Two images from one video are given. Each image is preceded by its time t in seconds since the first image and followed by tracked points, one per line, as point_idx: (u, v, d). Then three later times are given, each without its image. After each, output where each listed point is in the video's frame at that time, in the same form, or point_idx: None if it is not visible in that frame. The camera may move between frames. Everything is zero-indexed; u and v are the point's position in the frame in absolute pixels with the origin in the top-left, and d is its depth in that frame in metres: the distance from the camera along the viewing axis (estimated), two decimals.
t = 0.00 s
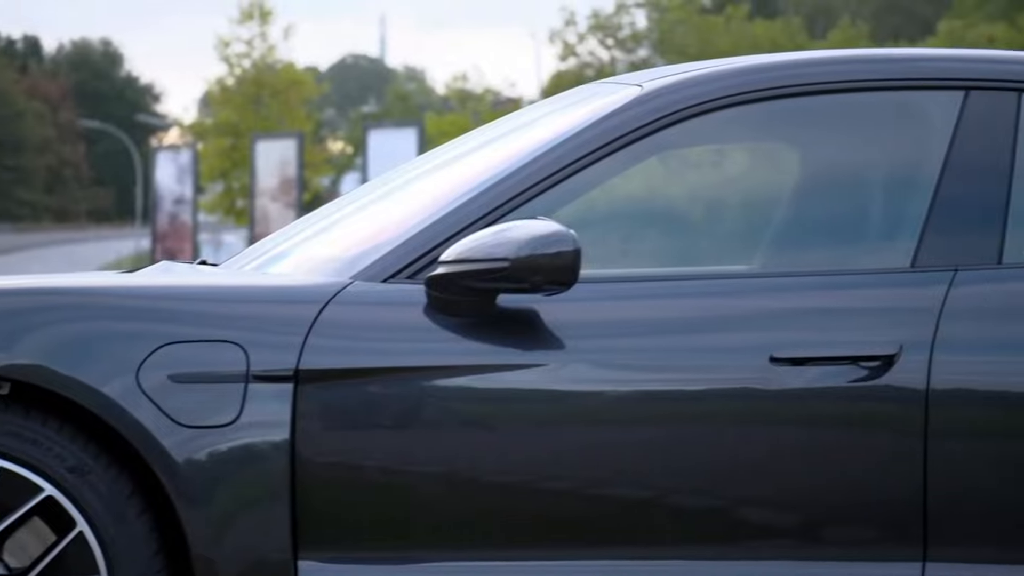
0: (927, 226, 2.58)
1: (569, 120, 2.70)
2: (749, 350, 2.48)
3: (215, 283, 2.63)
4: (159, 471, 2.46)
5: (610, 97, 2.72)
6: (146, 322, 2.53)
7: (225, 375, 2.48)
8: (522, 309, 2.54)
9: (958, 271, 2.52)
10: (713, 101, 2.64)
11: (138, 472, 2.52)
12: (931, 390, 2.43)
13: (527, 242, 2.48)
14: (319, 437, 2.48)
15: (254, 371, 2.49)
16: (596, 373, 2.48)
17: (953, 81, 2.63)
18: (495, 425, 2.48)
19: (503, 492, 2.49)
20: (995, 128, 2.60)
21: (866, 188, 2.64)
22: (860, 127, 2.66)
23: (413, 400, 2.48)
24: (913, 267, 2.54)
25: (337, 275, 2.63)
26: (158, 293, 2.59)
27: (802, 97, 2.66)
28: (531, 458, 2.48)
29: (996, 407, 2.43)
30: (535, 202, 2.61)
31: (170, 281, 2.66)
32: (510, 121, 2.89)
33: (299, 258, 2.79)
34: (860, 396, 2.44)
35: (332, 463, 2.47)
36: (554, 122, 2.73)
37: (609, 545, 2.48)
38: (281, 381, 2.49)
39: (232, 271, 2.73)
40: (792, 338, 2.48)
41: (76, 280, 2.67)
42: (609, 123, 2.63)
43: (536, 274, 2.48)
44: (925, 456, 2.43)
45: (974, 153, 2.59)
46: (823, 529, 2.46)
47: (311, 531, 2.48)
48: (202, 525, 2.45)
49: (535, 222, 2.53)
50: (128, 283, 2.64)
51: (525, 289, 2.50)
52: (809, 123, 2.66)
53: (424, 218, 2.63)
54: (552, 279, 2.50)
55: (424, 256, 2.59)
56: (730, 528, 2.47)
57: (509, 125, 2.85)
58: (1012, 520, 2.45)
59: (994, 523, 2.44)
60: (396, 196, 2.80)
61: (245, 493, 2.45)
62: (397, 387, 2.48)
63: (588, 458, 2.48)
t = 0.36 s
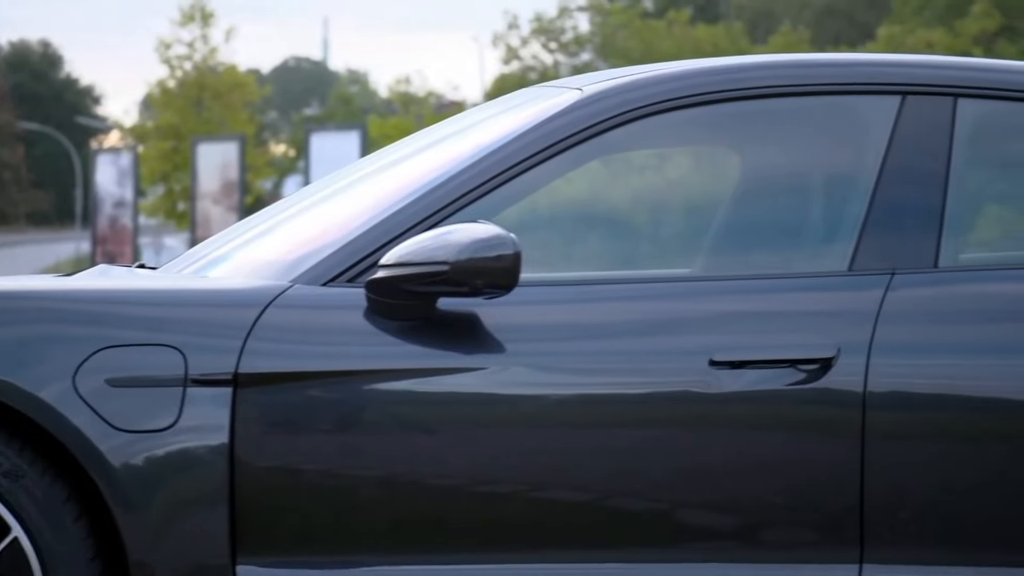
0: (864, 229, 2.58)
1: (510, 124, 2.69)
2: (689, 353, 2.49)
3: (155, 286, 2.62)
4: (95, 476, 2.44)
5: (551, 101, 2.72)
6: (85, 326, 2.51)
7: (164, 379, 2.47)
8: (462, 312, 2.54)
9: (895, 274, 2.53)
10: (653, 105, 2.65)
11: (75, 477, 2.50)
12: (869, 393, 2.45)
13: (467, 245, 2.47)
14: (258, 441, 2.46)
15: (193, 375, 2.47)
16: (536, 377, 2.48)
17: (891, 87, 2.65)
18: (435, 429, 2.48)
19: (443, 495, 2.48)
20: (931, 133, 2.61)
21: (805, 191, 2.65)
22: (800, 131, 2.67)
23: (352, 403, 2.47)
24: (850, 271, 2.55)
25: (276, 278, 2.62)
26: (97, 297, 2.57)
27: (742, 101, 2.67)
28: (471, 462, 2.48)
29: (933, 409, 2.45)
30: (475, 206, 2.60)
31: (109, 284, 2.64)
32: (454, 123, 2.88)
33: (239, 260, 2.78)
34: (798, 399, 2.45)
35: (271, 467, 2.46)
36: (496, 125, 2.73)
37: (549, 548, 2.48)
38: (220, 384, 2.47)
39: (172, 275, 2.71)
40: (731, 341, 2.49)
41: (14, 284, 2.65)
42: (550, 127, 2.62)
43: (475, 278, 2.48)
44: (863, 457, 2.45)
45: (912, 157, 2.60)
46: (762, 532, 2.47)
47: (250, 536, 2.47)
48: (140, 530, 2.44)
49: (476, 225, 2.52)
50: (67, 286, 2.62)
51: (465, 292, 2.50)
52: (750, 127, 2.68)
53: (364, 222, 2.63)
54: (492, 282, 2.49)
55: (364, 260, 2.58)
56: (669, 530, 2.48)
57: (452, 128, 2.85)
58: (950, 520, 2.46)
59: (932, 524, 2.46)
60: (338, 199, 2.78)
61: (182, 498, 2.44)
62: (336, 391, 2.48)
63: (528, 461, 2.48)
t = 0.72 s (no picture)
0: (801, 232, 2.59)
1: (450, 126, 2.69)
2: (626, 355, 2.49)
3: (92, 289, 2.60)
4: (29, 481, 2.42)
5: (490, 103, 2.71)
6: (20, 329, 2.49)
7: (99, 382, 2.46)
8: (400, 314, 2.54)
9: (831, 277, 2.54)
10: (592, 107, 2.65)
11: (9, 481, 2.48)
12: (805, 394, 2.46)
13: (405, 248, 2.47)
14: (195, 445, 2.45)
15: (129, 378, 2.46)
16: (474, 379, 2.48)
17: (828, 90, 2.65)
18: (374, 431, 2.47)
19: (382, 498, 2.48)
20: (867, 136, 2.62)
21: (742, 193, 2.66)
22: (738, 134, 2.68)
23: (290, 406, 2.46)
24: (786, 273, 2.56)
25: (214, 280, 2.61)
26: (33, 299, 2.55)
27: (682, 104, 2.68)
28: (410, 465, 2.47)
29: (868, 411, 2.45)
30: (414, 208, 2.59)
31: (46, 287, 2.62)
32: (395, 125, 2.87)
33: (178, 262, 2.76)
34: (734, 400, 2.46)
35: (208, 471, 2.45)
36: (435, 126, 2.72)
37: (488, 550, 2.48)
38: (156, 388, 2.46)
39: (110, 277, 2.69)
40: (668, 343, 2.49)
41: None
42: (488, 129, 2.61)
43: (414, 280, 2.48)
44: (799, 458, 2.46)
45: (847, 160, 2.61)
46: (700, 533, 2.48)
47: (187, 540, 2.46)
48: (74, 535, 2.42)
49: (414, 227, 2.52)
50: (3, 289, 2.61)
51: (403, 294, 2.50)
52: (691, 129, 2.69)
53: (302, 224, 2.61)
54: (430, 284, 2.49)
55: (303, 262, 2.57)
56: (608, 532, 2.48)
57: (393, 129, 2.84)
58: (885, 521, 2.47)
59: (867, 524, 2.46)
60: (278, 200, 2.77)
61: (118, 502, 2.43)
62: (274, 394, 2.46)
63: (467, 463, 2.47)
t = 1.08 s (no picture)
0: (747, 232, 2.59)
1: (397, 127, 2.68)
2: (574, 356, 2.49)
3: (38, 289, 2.59)
4: None
5: (438, 104, 2.71)
6: None
7: (44, 383, 2.45)
8: (348, 315, 2.54)
9: (778, 277, 2.55)
10: (541, 108, 2.66)
11: None
12: (752, 394, 2.47)
13: (353, 248, 2.47)
14: (141, 446, 2.44)
15: (74, 379, 2.44)
16: (422, 379, 2.48)
17: (776, 91, 2.67)
18: (322, 432, 2.46)
19: (330, 499, 2.47)
20: (814, 137, 2.63)
21: (690, 194, 2.66)
22: (687, 135, 2.69)
23: (237, 407, 2.45)
24: (733, 274, 2.57)
25: (161, 281, 2.60)
26: None
27: (631, 104, 2.69)
28: (358, 465, 2.47)
29: (814, 411, 2.46)
30: (361, 209, 2.58)
31: None
32: (345, 125, 2.87)
33: (124, 262, 2.74)
34: (681, 400, 2.47)
35: (154, 472, 2.44)
36: (384, 127, 2.72)
37: (437, 551, 2.48)
38: (102, 389, 2.45)
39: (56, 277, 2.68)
40: (616, 343, 2.50)
41: None
42: (436, 130, 2.61)
43: (363, 280, 2.48)
44: (746, 457, 2.46)
45: (795, 161, 2.62)
46: (648, 533, 2.48)
47: (133, 542, 2.44)
48: (19, 537, 2.41)
49: (362, 228, 2.51)
50: None
51: (352, 295, 2.49)
52: (640, 130, 2.69)
53: (248, 224, 2.60)
54: (378, 285, 2.49)
55: (250, 262, 2.56)
56: (556, 532, 2.48)
57: (342, 129, 2.83)
58: (832, 520, 2.47)
59: (814, 524, 2.47)
60: (226, 200, 2.76)
61: (63, 504, 2.41)
62: (220, 395, 2.45)
63: (415, 464, 2.47)
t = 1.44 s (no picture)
0: (687, 232, 2.60)
1: (338, 125, 2.67)
2: (513, 356, 2.50)
3: None
4: None
5: (378, 103, 2.71)
6: None
7: None
8: (287, 314, 2.53)
9: (717, 277, 2.55)
10: (482, 107, 2.65)
11: None
12: (691, 394, 2.47)
13: (292, 248, 2.45)
14: (78, 447, 2.42)
15: (9, 379, 2.42)
16: (361, 379, 2.48)
17: (716, 91, 2.67)
18: (261, 433, 2.45)
19: (268, 499, 2.46)
20: (754, 137, 2.64)
21: (631, 194, 2.67)
22: (628, 134, 2.69)
23: (176, 407, 2.44)
24: (673, 274, 2.57)
25: (98, 280, 2.58)
26: None
27: (571, 105, 2.69)
28: (297, 466, 2.46)
29: (753, 411, 2.46)
30: (301, 208, 2.57)
31: None
32: (286, 124, 2.86)
33: (62, 261, 2.72)
34: (620, 400, 2.47)
35: (92, 473, 2.42)
36: (323, 126, 2.71)
37: (378, 551, 2.48)
38: (38, 390, 2.42)
39: None
40: (556, 343, 2.50)
41: None
42: (376, 130, 2.61)
43: (302, 280, 2.47)
44: (686, 457, 2.46)
45: (734, 162, 2.62)
46: (588, 532, 2.48)
47: (71, 543, 2.43)
48: None
49: (302, 228, 2.50)
50: None
51: (291, 295, 2.48)
52: (582, 130, 2.70)
53: (187, 224, 2.59)
54: (318, 285, 2.48)
55: (188, 262, 2.55)
56: (497, 532, 2.48)
57: (282, 128, 2.83)
58: (770, 518, 2.47)
59: (752, 522, 2.47)
60: (165, 199, 2.74)
61: None
62: (159, 395, 2.44)
63: (355, 464, 2.47)
